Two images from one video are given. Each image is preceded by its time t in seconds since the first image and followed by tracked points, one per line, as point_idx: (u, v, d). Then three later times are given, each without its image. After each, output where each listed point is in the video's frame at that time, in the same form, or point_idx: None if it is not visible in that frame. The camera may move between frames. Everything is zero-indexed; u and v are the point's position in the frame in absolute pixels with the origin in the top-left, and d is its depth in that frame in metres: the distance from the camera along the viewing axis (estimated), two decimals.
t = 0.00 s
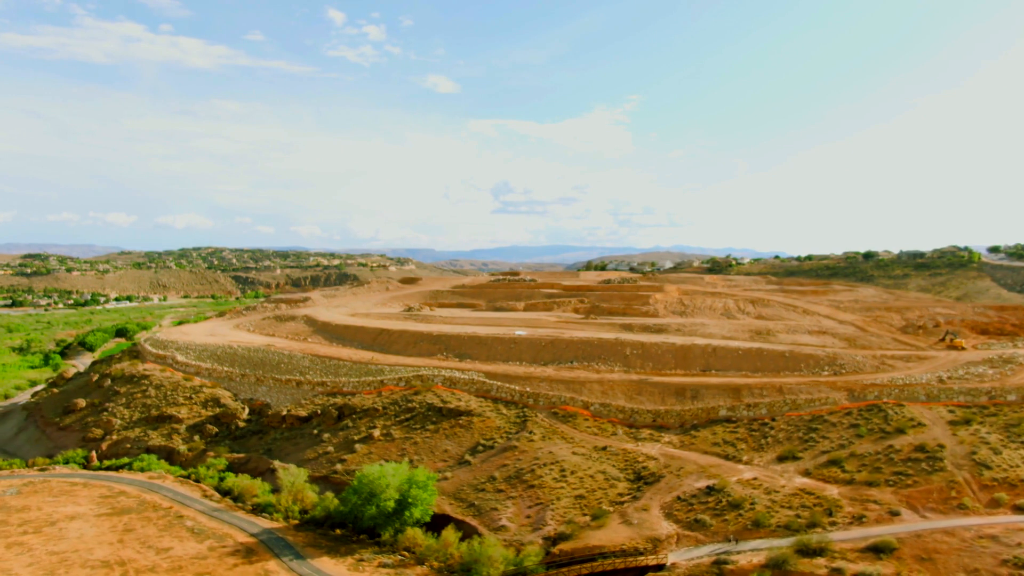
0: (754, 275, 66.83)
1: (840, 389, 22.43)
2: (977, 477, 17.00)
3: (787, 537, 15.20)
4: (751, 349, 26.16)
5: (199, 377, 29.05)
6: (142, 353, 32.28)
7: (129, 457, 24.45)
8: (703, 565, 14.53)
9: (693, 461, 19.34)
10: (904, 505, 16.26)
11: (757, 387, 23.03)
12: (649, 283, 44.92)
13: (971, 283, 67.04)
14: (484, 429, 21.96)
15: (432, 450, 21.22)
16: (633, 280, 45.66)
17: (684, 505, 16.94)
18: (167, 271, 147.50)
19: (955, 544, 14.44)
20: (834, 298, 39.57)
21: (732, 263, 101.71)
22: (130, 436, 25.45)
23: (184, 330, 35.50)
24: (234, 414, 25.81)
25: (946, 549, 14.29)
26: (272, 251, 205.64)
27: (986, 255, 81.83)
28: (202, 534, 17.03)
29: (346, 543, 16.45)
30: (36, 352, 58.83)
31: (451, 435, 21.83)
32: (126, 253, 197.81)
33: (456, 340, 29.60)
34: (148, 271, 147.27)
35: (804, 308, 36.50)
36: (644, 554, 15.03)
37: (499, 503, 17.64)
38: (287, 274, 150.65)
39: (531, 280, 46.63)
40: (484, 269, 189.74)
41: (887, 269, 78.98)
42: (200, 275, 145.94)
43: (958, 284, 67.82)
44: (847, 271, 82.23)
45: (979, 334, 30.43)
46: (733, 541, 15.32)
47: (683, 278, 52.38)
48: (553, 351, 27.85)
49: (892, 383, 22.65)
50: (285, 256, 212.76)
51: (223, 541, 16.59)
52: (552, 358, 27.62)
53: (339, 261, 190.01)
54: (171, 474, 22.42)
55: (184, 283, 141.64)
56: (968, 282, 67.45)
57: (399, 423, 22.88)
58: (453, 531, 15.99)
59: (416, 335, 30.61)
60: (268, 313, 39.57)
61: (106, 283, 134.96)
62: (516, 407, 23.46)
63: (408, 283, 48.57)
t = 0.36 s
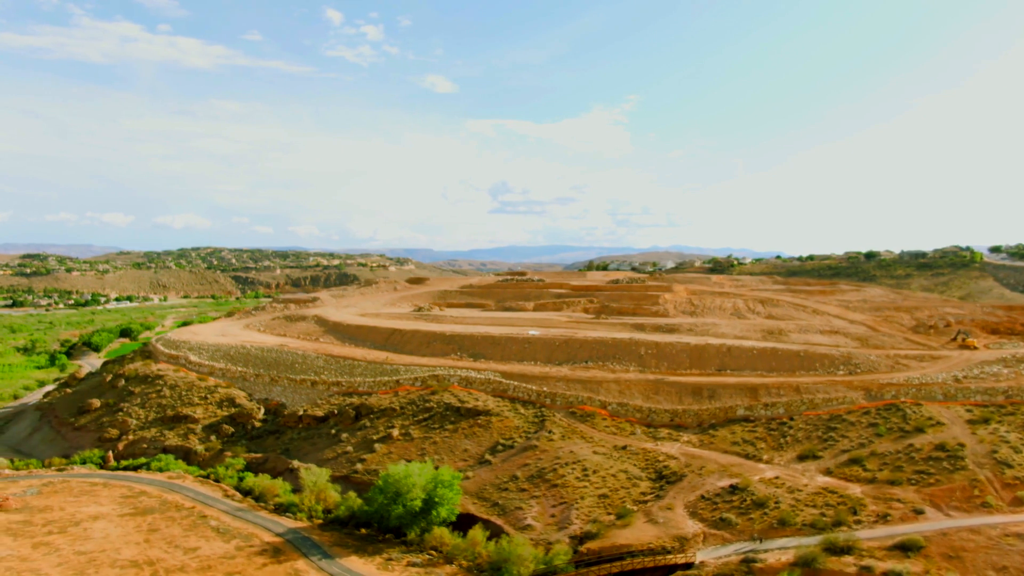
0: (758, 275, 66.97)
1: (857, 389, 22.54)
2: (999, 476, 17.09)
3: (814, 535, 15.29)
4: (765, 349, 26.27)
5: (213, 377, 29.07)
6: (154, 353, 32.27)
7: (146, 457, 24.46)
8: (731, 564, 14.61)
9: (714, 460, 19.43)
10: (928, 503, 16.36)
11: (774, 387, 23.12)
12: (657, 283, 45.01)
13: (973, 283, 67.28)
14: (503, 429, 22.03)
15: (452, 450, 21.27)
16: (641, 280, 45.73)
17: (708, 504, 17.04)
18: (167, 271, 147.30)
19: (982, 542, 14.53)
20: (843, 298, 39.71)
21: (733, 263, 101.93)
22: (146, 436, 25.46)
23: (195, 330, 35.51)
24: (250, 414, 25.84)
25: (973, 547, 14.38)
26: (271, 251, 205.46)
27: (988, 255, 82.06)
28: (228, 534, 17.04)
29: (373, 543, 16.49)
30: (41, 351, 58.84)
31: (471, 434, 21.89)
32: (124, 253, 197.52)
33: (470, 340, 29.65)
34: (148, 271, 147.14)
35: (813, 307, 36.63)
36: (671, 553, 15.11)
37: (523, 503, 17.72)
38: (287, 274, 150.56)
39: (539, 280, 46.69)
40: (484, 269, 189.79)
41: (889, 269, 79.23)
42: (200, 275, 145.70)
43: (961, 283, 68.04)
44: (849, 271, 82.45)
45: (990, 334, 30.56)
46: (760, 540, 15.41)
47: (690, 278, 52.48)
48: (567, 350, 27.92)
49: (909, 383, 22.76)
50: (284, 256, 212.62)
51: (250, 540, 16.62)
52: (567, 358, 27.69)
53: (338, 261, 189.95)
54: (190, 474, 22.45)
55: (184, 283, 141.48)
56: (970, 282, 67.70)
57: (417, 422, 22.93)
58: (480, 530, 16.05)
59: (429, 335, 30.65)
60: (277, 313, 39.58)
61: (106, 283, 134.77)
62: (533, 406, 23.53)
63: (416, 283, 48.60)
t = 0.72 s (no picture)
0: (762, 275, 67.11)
1: (873, 388, 22.66)
2: (1021, 475, 17.18)
3: (840, 533, 15.38)
4: (779, 349, 26.37)
5: (227, 377, 29.08)
6: (166, 353, 32.27)
7: (163, 457, 24.46)
8: (759, 562, 14.69)
9: (735, 459, 19.52)
10: (951, 501, 16.46)
11: (791, 386, 23.23)
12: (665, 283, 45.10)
13: (976, 283, 67.53)
14: (522, 428, 22.09)
15: (472, 449, 21.33)
16: (649, 280, 45.80)
17: (733, 503, 17.13)
18: (167, 271, 147.10)
19: (1008, 540, 14.63)
20: (850, 298, 39.86)
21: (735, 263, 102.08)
22: (162, 436, 25.48)
23: (206, 330, 35.53)
24: (265, 414, 25.87)
25: (999, 545, 14.48)
26: (270, 250, 205.26)
27: (990, 255, 82.30)
28: (254, 533, 17.07)
29: (399, 542, 16.54)
30: (46, 352, 58.84)
31: (490, 434, 21.95)
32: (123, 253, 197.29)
33: (483, 339, 29.71)
34: (148, 271, 146.90)
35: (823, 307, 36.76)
36: (699, 551, 15.20)
37: (547, 502, 17.79)
38: (287, 274, 150.38)
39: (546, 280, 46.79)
40: (484, 269, 189.78)
41: (891, 268, 79.48)
42: (200, 275, 145.46)
43: (963, 284, 68.25)
44: (851, 271, 82.66)
45: (1000, 333, 30.71)
46: (785, 538, 15.52)
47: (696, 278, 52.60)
48: (581, 350, 28.00)
49: (925, 382, 22.89)
50: (283, 255, 212.55)
51: (276, 540, 16.66)
52: (581, 358, 27.75)
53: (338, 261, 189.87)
54: (209, 474, 22.46)
55: (184, 283, 141.28)
56: (973, 282, 67.98)
57: (435, 422, 22.99)
58: (506, 529, 16.10)
59: (442, 335, 30.70)
60: (287, 313, 39.61)
61: (105, 283, 134.54)
62: (551, 406, 23.60)
63: (423, 283, 48.61)
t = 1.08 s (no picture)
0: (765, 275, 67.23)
1: (889, 388, 22.78)
2: None
3: (865, 532, 15.48)
4: (793, 348, 26.48)
5: (240, 377, 29.09)
6: (178, 353, 32.27)
7: (180, 457, 24.47)
8: (787, 560, 14.78)
9: (755, 459, 19.61)
10: (974, 500, 16.57)
11: (807, 386, 23.33)
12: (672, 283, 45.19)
13: (978, 283, 67.72)
14: (540, 428, 22.15)
15: (491, 449, 21.39)
16: (656, 280, 45.91)
17: (756, 502, 17.22)
18: (166, 271, 146.88)
19: None
20: (858, 297, 39.98)
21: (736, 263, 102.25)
22: (178, 436, 25.48)
23: (217, 330, 35.54)
24: (281, 414, 25.89)
25: None
26: (269, 250, 205.02)
27: (991, 256, 82.55)
28: (280, 533, 17.11)
29: (426, 541, 16.60)
30: (50, 352, 58.85)
31: (508, 433, 22.01)
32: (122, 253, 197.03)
33: (496, 339, 29.76)
34: (147, 271, 146.65)
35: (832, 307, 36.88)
36: (726, 550, 15.27)
37: (571, 501, 17.88)
38: (287, 274, 150.19)
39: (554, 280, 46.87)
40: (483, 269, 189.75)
41: (893, 268, 79.71)
42: (200, 274, 145.24)
43: (965, 283, 68.41)
44: (853, 271, 82.84)
45: (1011, 333, 30.85)
46: (811, 537, 15.61)
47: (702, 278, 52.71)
48: (595, 350, 28.08)
49: (941, 381, 23.02)
50: (283, 255, 212.38)
51: (302, 539, 16.70)
52: (595, 358, 27.83)
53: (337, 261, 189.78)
54: (228, 473, 22.49)
55: (184, 283, 141.07)
56: (975, 282, 68.19)
57: (453, 422, 23.04)
58: (532, 527, 16.17)
59: (455, 335, 30.75)
60: (296, 313, 39.62)
61: (105, 283, 134.29)
62: (568, 405, 23.67)
63: (430, 283, 48.63)
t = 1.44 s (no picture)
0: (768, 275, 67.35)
1: (905, 387, 22.90)
2: None
3: (890, 531, 15.59)
4: (808, 348, 26.59)
5: (254, 377, 29.09)
6: (189, 353, 32.26)
7: (196, 457, 24.48)
8: (815, 558, 14.86)
9: (775, 458, 19.70)
10: (997, 499, 16.67)
11: (824, 385, 23.43)
12: (680, 283, 45.28)
13: (980, 283, 67.94)
14: (558, 427, 22.21)
15: (511, 448, 21.44)
16: (663, 280, 46.02)
17: (780, 501, 17.32)
18: (166, 271, 146.61)
19: None
20: (866, 297, 40.13)
21: (737, 263, 102.43)
22: (194, 436, 25.49)
23: (227, 330, 35.53)
24: (297, 414, 25.91)
25: None
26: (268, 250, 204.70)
27: (992, 256, 82.81)
28: (305, 532, 17.15)
29: (452, 540, 16.66)
30: (54, 352, 58.77)
31: (527, 433, 22.07)
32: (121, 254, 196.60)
33: (509, 339, 29.81)
34: (146, 271, 146.30)
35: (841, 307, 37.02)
36: (752, 548, 15.36)
37: (595, 500, 17.96)
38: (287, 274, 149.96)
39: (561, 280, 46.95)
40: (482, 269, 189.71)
41: (894, 268, 79.94)
42: (200, 274, 145.02)
43: (967, 283, 68.60)
44: (855, 270, 83.05)
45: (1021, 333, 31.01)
46: (836, 535, 15.73)
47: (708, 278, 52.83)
48: (609, 350, 28.16)
49: (956, 381, 23.16)
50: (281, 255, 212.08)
51: (328, 539, 16.73)
52: (609, 358, 27.90)
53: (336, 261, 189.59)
54: (246, 473, 22.51)
55: (183, 283, 140.80)
56: (977, 282, 68.42)
57: (471, 422, 23.09)
58: (559, 526, 16.24)
59: (468, 335, 30.80)
60: (306, 313, 39.62)
61: (104, 283, 133.98)
62: (585, 405, 23.74)
63: (438, 283, 48.65)
